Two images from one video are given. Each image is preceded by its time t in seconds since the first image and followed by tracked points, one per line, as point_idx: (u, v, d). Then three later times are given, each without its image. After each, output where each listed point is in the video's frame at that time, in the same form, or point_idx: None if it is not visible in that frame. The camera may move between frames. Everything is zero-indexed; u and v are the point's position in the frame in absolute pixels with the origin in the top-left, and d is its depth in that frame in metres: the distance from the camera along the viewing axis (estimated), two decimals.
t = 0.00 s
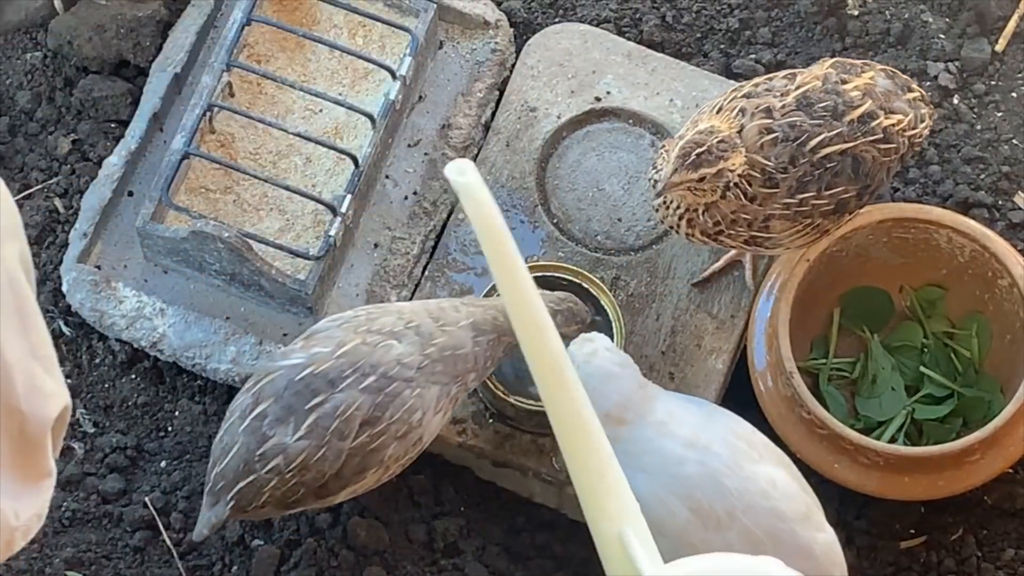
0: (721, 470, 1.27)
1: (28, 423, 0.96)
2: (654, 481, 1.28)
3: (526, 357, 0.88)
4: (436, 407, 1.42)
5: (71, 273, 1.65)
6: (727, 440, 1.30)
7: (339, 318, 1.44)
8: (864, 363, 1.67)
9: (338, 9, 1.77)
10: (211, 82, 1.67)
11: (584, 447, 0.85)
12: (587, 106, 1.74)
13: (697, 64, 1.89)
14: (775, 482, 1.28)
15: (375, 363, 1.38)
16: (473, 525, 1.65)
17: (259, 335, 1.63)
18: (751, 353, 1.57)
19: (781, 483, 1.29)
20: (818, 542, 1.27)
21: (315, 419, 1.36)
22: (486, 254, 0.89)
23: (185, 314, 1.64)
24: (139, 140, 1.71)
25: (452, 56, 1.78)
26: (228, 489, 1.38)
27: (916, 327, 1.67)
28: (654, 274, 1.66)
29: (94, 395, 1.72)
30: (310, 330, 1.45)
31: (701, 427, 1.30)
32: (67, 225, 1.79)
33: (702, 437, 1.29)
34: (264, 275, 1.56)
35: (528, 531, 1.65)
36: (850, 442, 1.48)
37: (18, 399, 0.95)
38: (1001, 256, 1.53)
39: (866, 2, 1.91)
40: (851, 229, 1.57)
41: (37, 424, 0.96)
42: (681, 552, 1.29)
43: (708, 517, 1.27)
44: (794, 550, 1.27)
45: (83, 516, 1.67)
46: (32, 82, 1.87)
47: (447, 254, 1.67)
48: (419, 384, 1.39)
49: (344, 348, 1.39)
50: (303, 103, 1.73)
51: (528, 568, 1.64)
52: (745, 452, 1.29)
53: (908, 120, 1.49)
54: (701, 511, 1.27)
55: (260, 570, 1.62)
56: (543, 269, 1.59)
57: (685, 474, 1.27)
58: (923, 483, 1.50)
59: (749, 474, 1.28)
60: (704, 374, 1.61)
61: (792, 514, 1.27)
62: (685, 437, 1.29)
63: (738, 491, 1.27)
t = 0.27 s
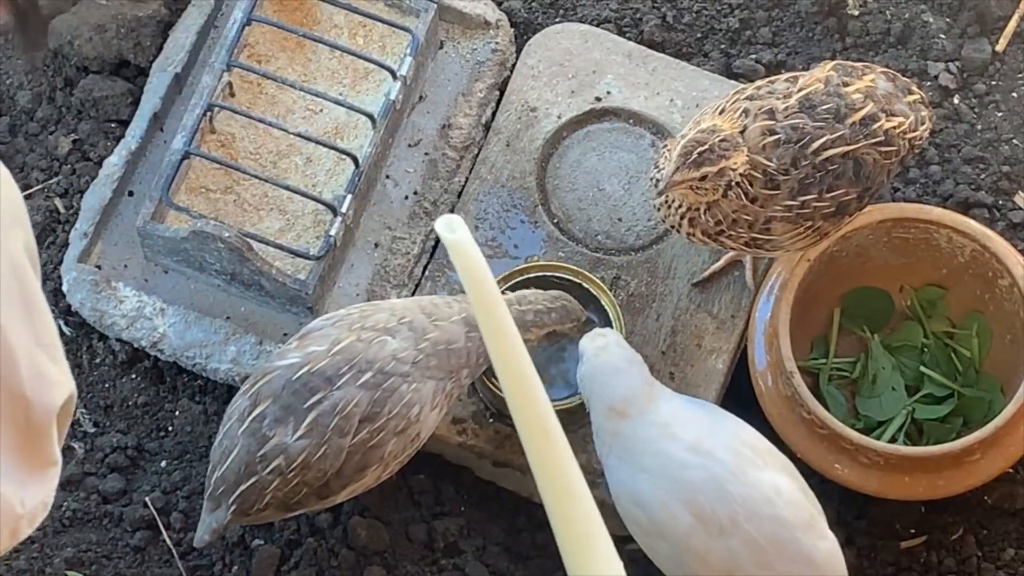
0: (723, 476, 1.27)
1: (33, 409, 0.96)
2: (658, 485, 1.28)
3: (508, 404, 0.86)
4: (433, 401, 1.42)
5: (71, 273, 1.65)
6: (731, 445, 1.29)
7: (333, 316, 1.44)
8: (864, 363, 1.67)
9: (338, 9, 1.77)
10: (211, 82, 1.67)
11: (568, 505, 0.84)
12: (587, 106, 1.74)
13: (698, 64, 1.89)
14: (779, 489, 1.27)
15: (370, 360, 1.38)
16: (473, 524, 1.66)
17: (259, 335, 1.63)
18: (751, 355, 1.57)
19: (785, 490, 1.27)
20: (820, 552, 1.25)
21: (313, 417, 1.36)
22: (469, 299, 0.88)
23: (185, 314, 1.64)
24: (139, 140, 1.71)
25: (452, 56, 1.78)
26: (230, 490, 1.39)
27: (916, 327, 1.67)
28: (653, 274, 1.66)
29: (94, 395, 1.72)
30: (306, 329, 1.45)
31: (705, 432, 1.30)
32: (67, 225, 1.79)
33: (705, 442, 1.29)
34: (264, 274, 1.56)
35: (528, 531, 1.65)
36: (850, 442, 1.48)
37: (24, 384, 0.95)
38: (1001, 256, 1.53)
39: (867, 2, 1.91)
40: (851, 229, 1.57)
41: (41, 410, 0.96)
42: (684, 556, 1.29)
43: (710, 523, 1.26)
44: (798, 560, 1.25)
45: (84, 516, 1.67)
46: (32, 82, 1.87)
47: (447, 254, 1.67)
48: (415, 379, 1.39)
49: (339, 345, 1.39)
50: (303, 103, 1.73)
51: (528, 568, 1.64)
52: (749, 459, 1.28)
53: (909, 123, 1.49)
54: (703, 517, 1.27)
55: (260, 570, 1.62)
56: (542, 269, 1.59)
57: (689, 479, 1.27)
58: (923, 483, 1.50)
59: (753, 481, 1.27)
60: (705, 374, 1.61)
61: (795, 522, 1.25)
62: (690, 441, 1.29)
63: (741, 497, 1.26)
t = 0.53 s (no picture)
0: (724, 475, 1.27)
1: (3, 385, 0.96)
2: (660, 484, 1.28)
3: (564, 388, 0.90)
4: (432, 403, 1.41)
5: (71, 273, 1.65)
6: (731, 444, 1.30)
7: (328, 321, 1.44)
8: (865, 363, 1.67)
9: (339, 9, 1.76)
10: (211, 82, 1.67)
11: (614, 485, 0.88)
12: (587, 106, 1.74)
13: (698, 64, 1.89)
14: (778, 488, 1.28)
15: (361, 367, 1.38)
16: (473, 524, 1.66)
17: (259, 335, 1.63)
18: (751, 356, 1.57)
19: (784, 489, 1.28)
20: (820, 550, 1.26)
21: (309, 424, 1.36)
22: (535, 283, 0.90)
23: (185, 314, 1.64)
24: (139, 141, 1.71)
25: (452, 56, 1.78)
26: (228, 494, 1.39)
27: (917, 327, 1.67)
28: (653, 274, 1.66)
29: (95, 395, 1.72)
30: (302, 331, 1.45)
31: (705, 432, 1.30)
32: (67, 225, 1.79)
33: (705, 441, 1.29)
34: (264, 274, 1.56)
35: (528, 531, 1.65)
36: (850, 442, 1.48)
37: None
38: (1001, 256, 1.53)
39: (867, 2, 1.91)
40: (851, 229, 1.57)
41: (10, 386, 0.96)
42: (684, 556, 1.29)
43: (711, 523, 1.26)
44: (799, 560, 1.25)
45: (84, 516, 1.67)
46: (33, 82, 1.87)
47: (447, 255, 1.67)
48: (411, 382, 1.39)
49: (329, 351, 1.39)
50: (303, 103, 1.73)
51: (528, 568, 1.64)
52: (748, 458, 1.29)
53: (912, 122, 1.49)
54: (704, 516, 1.27)
55: (261, 570, 1.62)
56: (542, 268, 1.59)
57: (690, 478, 1.27)
58: (923, 483, 1.50)
59: (753, 479, 1.28)
60: (705, 374, 1.61)
61: (794, 521, 1.26)
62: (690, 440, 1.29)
63: (742, 496, 1.26)
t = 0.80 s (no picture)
0: (730, 479, 1.27)
1: None
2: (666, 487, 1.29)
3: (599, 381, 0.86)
4: (428, 398, 1.42)
5: (71, 273, 1.65)
6: (738, 448, 1.30)
7: (321, 321, 1.44)
8: (865, 363, 1.67)
9: (339, 9, 1.76)
10: (211, 82, 1.68)
11: (645, 482, 0.85)
12: (587, 106, 1.74)
13: (698, 64, 1.89)
14: (784, 493, 1.27)
15: (354, 367, 1.38)
16: (474, 524, 1.66)
17: (259, 335, 1.63)
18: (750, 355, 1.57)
19: (790, 493, 1.28)
20: (823, 554, 1.25)
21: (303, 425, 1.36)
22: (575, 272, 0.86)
23: (186, 314, 1.64)
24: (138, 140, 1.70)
25: (452, 56, 1.78)
26: (228, 497, 1.39)
27: (917, 327, 1.67)
28: (653, 274, 1.66)
29: (95, 395, 1.72)
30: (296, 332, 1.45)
31: (712, 435, 1.30)
32: (67, 225, 1.79)
33: (712, 444, 1.29)
34: (264, 274, 1.56)
35: (529, 530, 1.65)
36: (850, 442, 1.48)
37: None
38: (1002, 256, 1.53)
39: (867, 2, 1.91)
40: (851, 229, 1.56)
41: None
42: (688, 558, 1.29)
43: (716, 527, 1.26)
44: (803, 563, 1.24)
45: (84, 516, 1.67)
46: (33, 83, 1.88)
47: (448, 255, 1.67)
48: (406, 380, 1.39)
49: (321, 352, 1.39)
50: (303, 103, 1.73)
51: (529, 568, 1.64)
52: (754, 462, 1.29)
53: (912, 119, 1.49)
54: (708, 520, 1.27)
55: (261, 570, 1.62)
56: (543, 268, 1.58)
57: (695, 481, 1.28)
58: (924, 483, 1.50)
59: (759, 483, 1.27)
60: (705, 374, 1.61)
61: (799, 525, 1.25)
62: (696, 444, 1.30)
63: (747, 500, 1.26)
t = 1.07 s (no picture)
0: (741, 486, 1.26)
1: None
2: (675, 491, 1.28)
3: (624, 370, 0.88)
4: (427, 395, 1.41)
5: (72, 273, 1.66)
6: (748, 453, 1.29)
7: (317, 322, 1.44)
8: (865, 362, 1.67)
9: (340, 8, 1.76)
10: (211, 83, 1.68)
11: (657, 457, 0.86)
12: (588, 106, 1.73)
13: (698, 64, 1.89)
14: (794, 499, 1.27)
15: (347, 368, 1.38)
16: (474, 524, 1.66)
17: (260, 335, 1.63)
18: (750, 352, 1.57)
19: (800, 498, 1.27)
20: (832, 559, 1.26)
21: (299, 422, 1.37)
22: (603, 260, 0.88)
23: (186, 313, 1.65)
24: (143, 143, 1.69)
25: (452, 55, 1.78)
26: (229, 496, 1.39)
27: (917, 327, 1.67)
28: (654, 274, 1.65)
29: (95, 394, 1.72)
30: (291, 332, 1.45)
31: (723, 440, 1.29)
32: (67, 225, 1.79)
33: (723, 450, 1.28)
34: (265, 274, 1.54)
35: (529, 530, 1.65)
36: (851, 442, 1.48)
37: None
38: (1002, 256, 1.53)
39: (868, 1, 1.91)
40: (852, 229, 1.56)
41: None
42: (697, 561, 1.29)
43: (726, 532, 1.26)
44: (811, 569, 1.25)
45: (85, 516, 1.67)
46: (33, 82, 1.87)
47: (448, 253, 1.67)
48: (400, 379, 1.39)
49: (316, 352, 1.40)
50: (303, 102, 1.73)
51: (529, 568, 1.64)
52: (764, 467, 1.28)
53: (922, 113, 1.51)
54: (718, 525, 1.26)
55: (261, 570, 1.62)
56: (543, 267, 1.58)
57: (706, 487, 1.27)
58: (924, 483, 1.50)
59: (770, 490, 1.26)
60: (705, 373, 1.61)
61: (809, 531, 1.25)
62: (708, 449, 1.28)
63: (758, 506, 1.25)
